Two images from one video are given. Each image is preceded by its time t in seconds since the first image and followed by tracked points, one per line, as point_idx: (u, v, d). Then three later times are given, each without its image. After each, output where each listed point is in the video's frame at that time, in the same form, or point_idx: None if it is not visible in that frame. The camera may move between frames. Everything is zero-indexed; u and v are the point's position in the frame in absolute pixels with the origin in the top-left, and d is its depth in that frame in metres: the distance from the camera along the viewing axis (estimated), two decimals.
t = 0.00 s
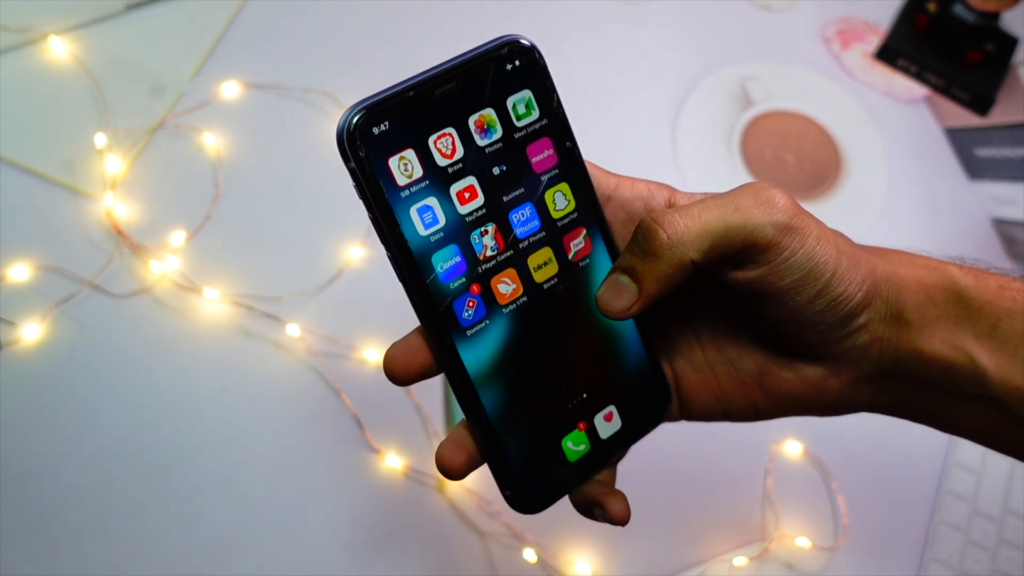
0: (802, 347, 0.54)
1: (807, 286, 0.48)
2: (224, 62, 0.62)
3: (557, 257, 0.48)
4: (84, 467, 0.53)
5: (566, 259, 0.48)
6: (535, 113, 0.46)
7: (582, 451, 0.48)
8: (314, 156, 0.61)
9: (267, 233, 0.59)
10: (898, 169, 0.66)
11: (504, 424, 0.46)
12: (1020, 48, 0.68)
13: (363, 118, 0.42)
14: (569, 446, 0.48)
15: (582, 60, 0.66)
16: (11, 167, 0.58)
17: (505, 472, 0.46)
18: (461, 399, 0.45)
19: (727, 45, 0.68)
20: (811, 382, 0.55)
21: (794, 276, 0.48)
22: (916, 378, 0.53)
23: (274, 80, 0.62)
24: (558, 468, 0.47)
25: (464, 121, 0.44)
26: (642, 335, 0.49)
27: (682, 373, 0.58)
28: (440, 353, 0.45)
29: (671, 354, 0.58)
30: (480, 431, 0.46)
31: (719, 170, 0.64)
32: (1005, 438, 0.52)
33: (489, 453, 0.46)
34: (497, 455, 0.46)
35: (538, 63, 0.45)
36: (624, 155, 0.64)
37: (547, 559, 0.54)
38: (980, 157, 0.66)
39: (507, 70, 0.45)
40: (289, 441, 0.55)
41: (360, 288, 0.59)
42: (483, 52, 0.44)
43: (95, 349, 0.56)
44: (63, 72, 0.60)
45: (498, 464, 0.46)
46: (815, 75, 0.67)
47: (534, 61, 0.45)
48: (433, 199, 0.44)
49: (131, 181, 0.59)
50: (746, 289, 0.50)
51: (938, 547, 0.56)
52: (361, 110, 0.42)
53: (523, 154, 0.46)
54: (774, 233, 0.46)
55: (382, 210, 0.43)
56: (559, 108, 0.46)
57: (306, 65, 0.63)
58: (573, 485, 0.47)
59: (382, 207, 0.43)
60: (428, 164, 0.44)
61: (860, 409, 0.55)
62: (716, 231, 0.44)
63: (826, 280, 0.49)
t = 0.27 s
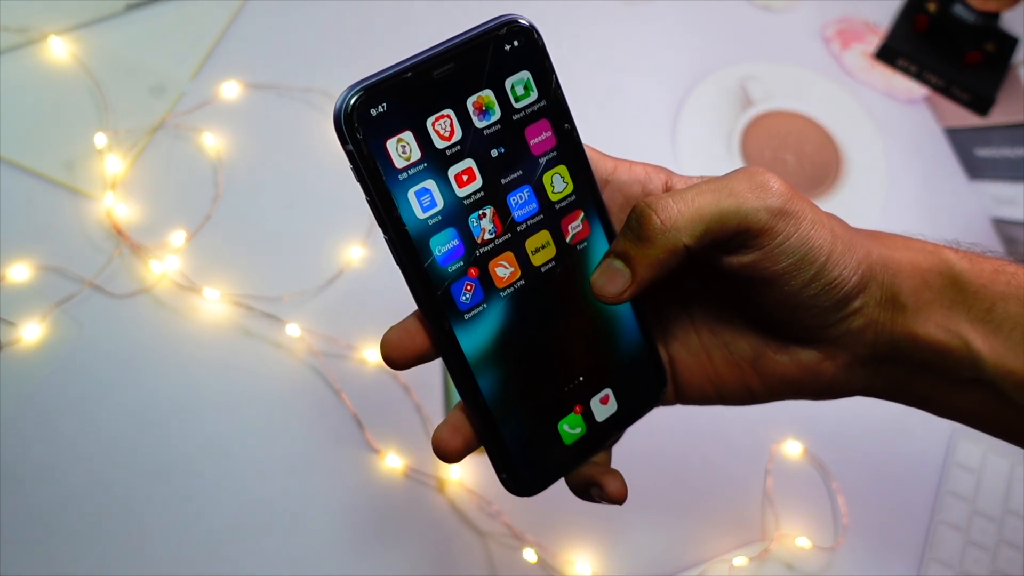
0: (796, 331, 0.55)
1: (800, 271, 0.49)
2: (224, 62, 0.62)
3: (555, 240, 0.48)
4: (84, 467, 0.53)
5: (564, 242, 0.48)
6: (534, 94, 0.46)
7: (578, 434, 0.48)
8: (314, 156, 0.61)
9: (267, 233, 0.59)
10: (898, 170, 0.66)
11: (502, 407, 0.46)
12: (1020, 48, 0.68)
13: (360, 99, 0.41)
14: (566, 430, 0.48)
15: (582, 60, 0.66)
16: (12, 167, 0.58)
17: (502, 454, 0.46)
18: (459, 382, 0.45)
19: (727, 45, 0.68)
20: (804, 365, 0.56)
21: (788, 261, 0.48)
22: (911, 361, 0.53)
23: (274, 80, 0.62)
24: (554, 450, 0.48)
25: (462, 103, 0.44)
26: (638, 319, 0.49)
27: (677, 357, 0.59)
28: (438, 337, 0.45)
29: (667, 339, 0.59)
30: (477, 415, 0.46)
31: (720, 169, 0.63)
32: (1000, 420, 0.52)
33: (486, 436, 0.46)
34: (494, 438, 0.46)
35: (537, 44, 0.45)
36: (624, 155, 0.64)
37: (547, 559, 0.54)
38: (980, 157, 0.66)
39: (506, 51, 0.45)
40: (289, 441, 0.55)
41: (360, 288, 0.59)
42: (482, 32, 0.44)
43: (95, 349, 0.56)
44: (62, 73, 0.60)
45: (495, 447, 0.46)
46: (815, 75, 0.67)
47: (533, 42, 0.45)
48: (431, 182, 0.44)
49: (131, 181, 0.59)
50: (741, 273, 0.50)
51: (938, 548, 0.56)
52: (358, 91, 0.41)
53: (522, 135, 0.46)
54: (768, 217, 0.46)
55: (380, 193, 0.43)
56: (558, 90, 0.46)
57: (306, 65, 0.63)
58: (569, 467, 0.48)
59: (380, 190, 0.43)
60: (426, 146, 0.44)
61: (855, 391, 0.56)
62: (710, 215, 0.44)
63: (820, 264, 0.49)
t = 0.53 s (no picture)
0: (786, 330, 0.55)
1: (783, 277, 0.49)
2: (224, 62, 0.62)
3: (543, 232, 0.47)
4: (84, 467, 0.53)
5: (552, 235, 0.48)
6: (520, 86, 0.46)
7: (567, 427, 0.48)
8: (314, 156, 0.61)
9: (267, 233, 0.59)
10: (898, 170, 0.66)
11: (488, 399, 0.47)
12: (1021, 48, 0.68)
13: (341, 92, 0.42)
14: (554, 422, 0.48)
15: (582, 61, 0.66)
16: (12, 167, 0.58)
17: (488, 446, 0.46)
18: (444, 373, 0.46)
19: (727, 45, 0.68)
20: (797, 362, 0.56)
21: (769, 268, 0.48)
22: (903, 356, 0.53)
23: (274, 80, 0.62)
24: (542, 443, 0.48)
25: (446, 94, 0.44)
26: (629, 312, 0.49)
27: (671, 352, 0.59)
28: (421, 328, 0.45)
29: (660, 336, 0.60)
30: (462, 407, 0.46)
31: (720, 169, 0.63)
32: (995, 417, 0.53)
33: (472, 428, 0.46)
34: (480, 430, 0.46)
35: (523, 36, 0.45)
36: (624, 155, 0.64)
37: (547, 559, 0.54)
38: (980, 158, 0.66)
39: (491, 44, 0.45)
40: (289, 441, 0.55)
41: (360, 288, 0.59)
42: (466, 25, 0.44)
43: (95, 349, 0.56)
44: (62, 73, 0.60)
45: (481, 438, 0.46)
46: (815, 75, 0.67)
47: (518, 34, 0.45)
48: (414, 174, 0.44)
49: (131, 181, 0.59)
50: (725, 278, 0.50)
51: (938, 548, 0.56)
52: (340, 84, 0.42)
53: (507, 127, 0.46)
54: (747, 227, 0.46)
55: (362, 185, 0.43)
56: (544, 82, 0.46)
57: (306, 65, 0.63)
58: (557, 461, 0.48)
59: (362, 181, 0.43)
60: (409, 138, 0.44)
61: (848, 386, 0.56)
62: (685, 233, 0.43)
63: (804, 270, 0.49)
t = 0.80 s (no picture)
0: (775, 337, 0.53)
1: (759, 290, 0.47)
2: (224, 62, 0.62)
3: (532, 233, 0.48)
4: (85, 467, 0.53)
5: (542, 236, 0.48)
6: (506, 87, 0.46)
7: (561, 429, 0.48)
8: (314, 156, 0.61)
9: (267, 233, 0.59)
10: (898, 170, 0.66)
11: (479, 401, 0.47)
12: (1020, 48, 0.68)
13: (323, 96, 0.42)
14: (548, 424, 0.48)
15: (582, 61, 0.66)
16: (12, 167, 0.58)
17: (480, 448, 0.46)
18: (433, 376, 0.46)
19: (727, 45, 0.68)
20: (791, 368, 0.54)
21: (744, 282, 0.46)
22: (901, 361, 0.51)
23: (274, 80, 0.62)
24: (535, 445, 0.48)
25: (431, 96, 0.45)
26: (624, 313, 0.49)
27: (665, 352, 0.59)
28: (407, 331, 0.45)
29: (655, 336, 0.59)
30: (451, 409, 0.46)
31: (720, 169, 0.63)
32: (995, 421, 0.51)
33: (464, 430, 0.46)
34: (472, 432, 0.46)
35: (508, 36, 0.45)
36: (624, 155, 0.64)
37: (547, 559, 0.54)
38: (980, 158, 0.66)
39: (475, 45, 0.45)
40: (289, 441, 0.55)
41: (360, 289, 0.59)
42: (450, 27, 0.44)
43: (96, 349, 0.56)
44: (62, 73, 0.60)
45: (473, 441, 0.46)
46: (815, 76, 0.67)
47: (504, 35, 0.45)
48: (399, 176, 0.45)
49: (131, 181, 0.59)
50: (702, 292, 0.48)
51: (938, 548, 0.56)
52: (322, 88, 0.42)
53: (494, 128, 0.46)
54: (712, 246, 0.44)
55: (346, 188, 0.43)
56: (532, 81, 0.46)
57: (306, 65, 0.63)
58: (550, 463, 0.48)
59: (346, 185, 0.43)
60: (395, 141, 0.44)
61: (845, 387, 0.54)
62: (643, 261, 0.43)
63: (781, 283, 0.47)
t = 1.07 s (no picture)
0: (786, 331, 0.52)
1: (785, 254, 0.47)
2: (223, 62, 0.62)
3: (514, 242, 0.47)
4: (86, 467, 0.54)
5: (559, 227, 0.47)
6: (497, 89, 0.45)
7: (555, 434, 0.48)
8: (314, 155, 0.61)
9: (267, 233, 0.59)
10: (898, 170, 0.66)
11: (470, 405, 0.47)
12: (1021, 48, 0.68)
13: (312, 97, 0.42)
14: (541, 430, 0.47)
15: (582, 61, 0.66)
16: (12, 167, 0.58)
17: (470, 452, 0.46)
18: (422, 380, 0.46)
19: (727, 45, 0.67)
20: (797, 367, 0.54)
21: (770, 245, 0.47)
22: (908, 364, 0.51)
23: (274, 80, 0.62)
24: (528, 450, 0.47)
25: (412, 102, 0.44)
26: (622, 318, 0.48)
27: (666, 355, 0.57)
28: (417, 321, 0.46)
29: (654, 337, 0.57)
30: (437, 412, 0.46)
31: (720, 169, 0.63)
32: (1002, 426, 0.50)
33: (454, 433, 0.46)
34: (461, 435, 0.46)
35: (503, 35, 0.45)
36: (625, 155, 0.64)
37: (547, 559, 0.54)
38: (980, 157, 0.66)
39: (469, 45, 0.44)
40: (289, 441, 0.55)
41: (360, 288, 0.59)
42: (442, 27, 0.44)
43: (96, 349, 0.56)
44: (63, 73, 0.60)
45: (463, 445, 0.46)
46: (815, 76, 0.67)
47: (498, 34, 0.45)
48: (378, 183, 0.44)
49: (131, 181, 0.59)
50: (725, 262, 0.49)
51: (938, 548, 0.56)
52: (312, 88, 0.42)
53: (477, 134, 0.45)
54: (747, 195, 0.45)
55: (333, 190, 0.43)
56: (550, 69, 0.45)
57: (306, 65, 0.63)
58: (543, 468, 0.47)
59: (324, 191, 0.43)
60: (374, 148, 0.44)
61: (850, 393, 0.54)
62: (685, 185, 0.44)
63: (807, 251, 0.47)
